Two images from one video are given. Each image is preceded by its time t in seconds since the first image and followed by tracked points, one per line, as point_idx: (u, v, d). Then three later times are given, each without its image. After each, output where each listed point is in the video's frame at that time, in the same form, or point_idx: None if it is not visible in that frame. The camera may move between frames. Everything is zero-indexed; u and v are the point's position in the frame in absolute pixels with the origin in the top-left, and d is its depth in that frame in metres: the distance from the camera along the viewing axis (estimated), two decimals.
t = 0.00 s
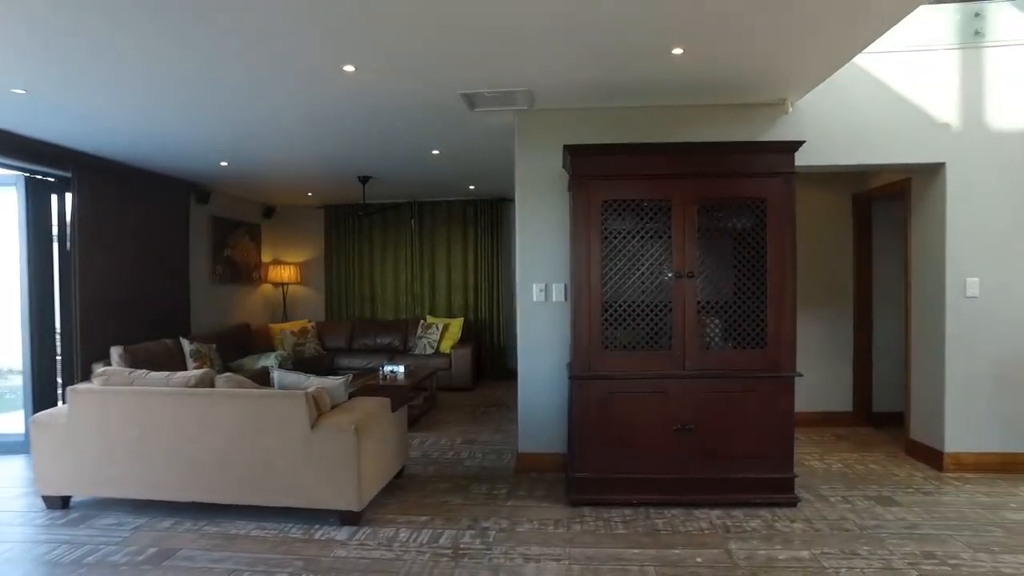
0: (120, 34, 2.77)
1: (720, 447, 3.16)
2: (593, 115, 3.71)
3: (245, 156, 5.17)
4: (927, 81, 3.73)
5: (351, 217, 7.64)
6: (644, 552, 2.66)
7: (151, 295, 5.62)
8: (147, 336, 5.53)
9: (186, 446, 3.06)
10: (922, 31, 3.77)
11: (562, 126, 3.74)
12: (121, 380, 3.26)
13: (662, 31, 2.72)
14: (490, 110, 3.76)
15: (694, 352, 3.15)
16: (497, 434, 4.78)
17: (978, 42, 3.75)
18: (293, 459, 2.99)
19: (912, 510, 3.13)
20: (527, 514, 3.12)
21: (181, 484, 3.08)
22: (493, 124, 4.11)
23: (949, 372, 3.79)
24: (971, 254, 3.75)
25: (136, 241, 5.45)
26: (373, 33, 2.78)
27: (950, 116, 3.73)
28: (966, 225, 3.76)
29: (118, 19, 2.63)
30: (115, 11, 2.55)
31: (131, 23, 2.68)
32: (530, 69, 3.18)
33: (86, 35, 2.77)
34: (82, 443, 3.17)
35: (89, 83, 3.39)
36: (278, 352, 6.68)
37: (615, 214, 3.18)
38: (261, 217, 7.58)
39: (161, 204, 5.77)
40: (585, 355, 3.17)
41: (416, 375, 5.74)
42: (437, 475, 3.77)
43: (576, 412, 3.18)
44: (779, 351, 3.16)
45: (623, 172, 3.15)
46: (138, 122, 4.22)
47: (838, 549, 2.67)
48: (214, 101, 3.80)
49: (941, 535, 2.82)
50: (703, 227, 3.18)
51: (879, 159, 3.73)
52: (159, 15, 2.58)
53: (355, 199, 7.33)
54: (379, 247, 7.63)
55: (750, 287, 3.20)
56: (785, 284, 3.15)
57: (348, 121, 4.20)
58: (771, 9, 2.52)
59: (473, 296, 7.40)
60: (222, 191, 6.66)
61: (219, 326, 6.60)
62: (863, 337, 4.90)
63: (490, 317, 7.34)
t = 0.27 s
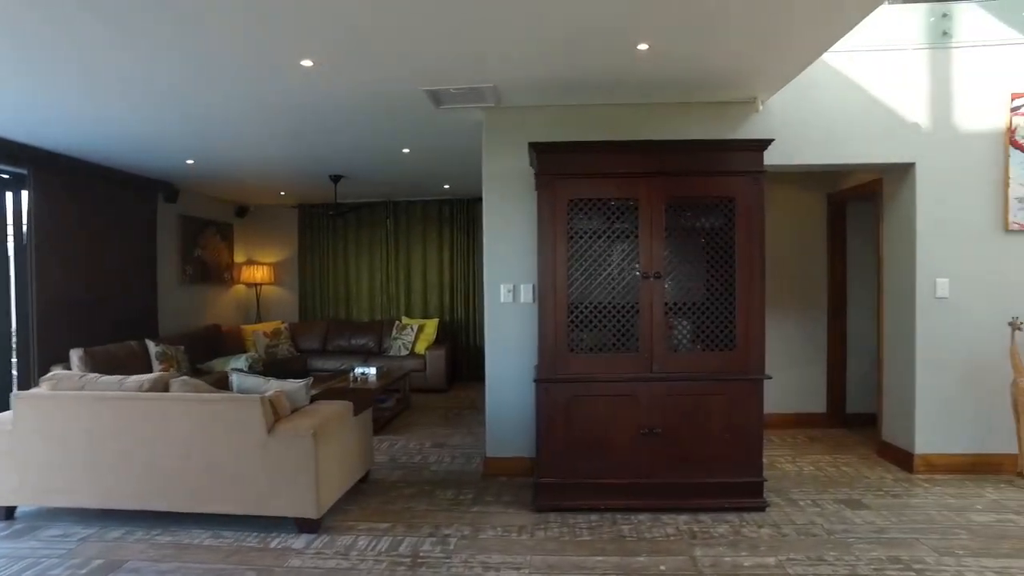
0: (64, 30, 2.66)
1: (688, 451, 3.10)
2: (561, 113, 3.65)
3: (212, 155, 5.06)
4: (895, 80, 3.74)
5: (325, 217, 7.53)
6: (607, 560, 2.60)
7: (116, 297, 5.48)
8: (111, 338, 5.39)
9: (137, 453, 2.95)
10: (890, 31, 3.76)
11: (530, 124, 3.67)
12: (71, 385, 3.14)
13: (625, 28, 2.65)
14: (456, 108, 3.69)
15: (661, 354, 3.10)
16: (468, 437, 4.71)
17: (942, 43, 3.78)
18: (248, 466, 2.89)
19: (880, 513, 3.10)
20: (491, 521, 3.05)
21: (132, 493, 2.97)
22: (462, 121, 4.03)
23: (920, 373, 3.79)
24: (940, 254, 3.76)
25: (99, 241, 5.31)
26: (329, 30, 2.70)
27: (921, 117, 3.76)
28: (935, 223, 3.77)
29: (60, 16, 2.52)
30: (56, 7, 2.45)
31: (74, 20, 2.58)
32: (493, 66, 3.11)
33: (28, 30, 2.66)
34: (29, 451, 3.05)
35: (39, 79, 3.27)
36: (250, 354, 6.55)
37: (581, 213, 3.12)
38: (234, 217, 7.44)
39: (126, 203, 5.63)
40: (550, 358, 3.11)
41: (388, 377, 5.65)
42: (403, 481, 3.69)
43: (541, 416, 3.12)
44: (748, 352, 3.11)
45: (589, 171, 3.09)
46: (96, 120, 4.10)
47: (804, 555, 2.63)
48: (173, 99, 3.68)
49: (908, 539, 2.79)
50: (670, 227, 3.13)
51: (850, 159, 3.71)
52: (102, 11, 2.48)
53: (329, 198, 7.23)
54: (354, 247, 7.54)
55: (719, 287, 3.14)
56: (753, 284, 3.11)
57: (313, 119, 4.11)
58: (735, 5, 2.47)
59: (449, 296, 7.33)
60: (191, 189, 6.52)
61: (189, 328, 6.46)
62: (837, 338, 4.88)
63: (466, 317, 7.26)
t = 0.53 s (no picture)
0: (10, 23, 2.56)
1: (658, 455, 3.05)
2: (532, 110, 3.59)
3: (180, 152, 4.95)
4: (869, 79, 3.73)
5: (301, 216, 7.43)
6: (572, 567, 2.53)
7: (82, 297, 5.34)
8: (76, 339, 5.26)
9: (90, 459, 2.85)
10: (863, 30, 3.74)
11: (501, 121, 3.61)
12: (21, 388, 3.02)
13: (591, 22, 2.59)
14: (425, 104, 3.61)
15: (631, 356, 3.04)
16: (441, 440, 4.63)
17: (914, 43, 3.76)
18: (204, 472, 2.79)
19: (852, 516, 3.06)
20: (456, 527, 2.98)
21: (84, 500, 2.86)
22: (433, 118, 3.97)
23: (893, 374, 3.77)
24: (914, 253, 3.75)
25: (64, 240, 5.17)
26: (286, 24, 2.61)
27: (895, 116, 3.74)
28: (908, 223, 3.75)
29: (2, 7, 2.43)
30: None
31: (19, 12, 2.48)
32: (460, 61, 3.04)
33: None
34: None
35: None
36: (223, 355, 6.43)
37: (550, 212, 3.06)
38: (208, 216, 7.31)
39: (92, 201, 5.49)
40: (518, 360, 3.05)
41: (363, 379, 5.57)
42: (370, 485, 3.61)
43: (508, 419, 3.06)
44: (719, 353, 3.06)
45: (558, 169, 3.03)
46: (55, 116, 3.98)
47: (772, 561, 2.58)
48: (134, 94, 3.58)
49: (878, 543, 2.75)
50: (640, 226, 3.07)
51: (823, 158, 3.69)
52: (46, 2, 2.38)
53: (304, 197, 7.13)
54: (330, 246, 7.44)
55: (690, 288, 3.09)
56: (725, 284, 3.06)
57: (281, 115, 4.02)
58: None
59: (427, 296, 7.26)
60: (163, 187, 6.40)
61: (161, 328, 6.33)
62: (813, 339, 4.86)
63: (444, 318, 7.19)
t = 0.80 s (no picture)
0: None
1: (629, 458, 2.97)
2: (502, 105, 3.51)
3: (145, 149, 4.82)
4: (843, 77, 3.69)
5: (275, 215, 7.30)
6: None
7: (45, 297, 5.18)
8: (38, 341, 5.10)
9: (38, 467, 2.72)
10: (837, 27, 3.70)
11: (471, 117, 3.53)
12: None
13: (557, 15, 2.51)
14: (393, 98, 3.52)
15: (600, 357, 2.97)
16: (413, 443, 4.54)
17: (889, 40, 3.72)
18: (158, 478, 2.68)
19: (826, 520, 3.01)
20: (421, 534, 2.89)
21: (31, 509, 2.73)
22: (402, 114, 3.87)
23: (868, 374, 3.73)
24: (888, 252, 3.71)
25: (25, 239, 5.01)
26: (241, 21, 2.51)
27: (869, 114, 3.71)
28: (883, 221, 3.71)
29: None
30: None
31: None
32: (425, 56, 2.95)
33: None
34: None
35: None
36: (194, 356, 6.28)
37: (517, 209, 3.00)
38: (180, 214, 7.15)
39: (56, 200, 5.33)
40: (484, 361, 2.97)
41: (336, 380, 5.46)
42: (336, 490, 3.51)
43: (474, 422, 2.98)
44: (691, 353, 2.99)
45: (525, 165, 2.96)
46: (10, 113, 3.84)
47: (743, 567, 2.51)
48: (89, 91, 3.45)
49: (850, 547, 2.70)
50: (610, 224, 3.00)
51: (797, 156, 3.65)
52: None
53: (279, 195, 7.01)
54: (305, 245, 7.31)
55: (661, 287, 3.02)
56: (697, 282, 2.99)
57: (246, 111, 3.91)
58: None
59: (403, 296, 7.16)
60: (131, 185, 6.24)
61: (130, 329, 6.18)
62: (790, 339, 4.82)
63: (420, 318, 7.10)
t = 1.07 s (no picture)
0: None
1: (596, 466, 2.87)
2: (468, 99, 3.40)
3: (102, 143, 4.63)
4: (819, 73, 3.62)
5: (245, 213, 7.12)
6: None
7: None
8: None
9: None
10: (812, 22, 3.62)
11: (436, 112, 3.40)
12: None
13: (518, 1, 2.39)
14: (355, 90, 3.38)
15: (567, 360, 2.86)
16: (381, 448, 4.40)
17: (865, 36, 3.65)
18: (98, 491, 2.51)
19: (799, 528, 2.91)
20: (379, 546, 2.76)
21: None
22: (368, 107, 3.74)
23: (843, 376, 3.65)
24: (864, 251, 3.63)
25: None
26: None
27: (845, 111, 3.63)
28: (859, 220, 3.63)
29: None
30: None
31: None
32: (384, 45, 2.81)
33: None
34: None
35: None
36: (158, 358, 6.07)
37: (480, 206, 2.88)
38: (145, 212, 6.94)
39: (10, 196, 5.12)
40: (446, 364, 2.85)
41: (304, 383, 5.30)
42: (295, 499, 3.36)
43: (436, 428, 2.86)
44: (662, 356, 2.89)
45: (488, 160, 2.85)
46: None
47: None
48: (31, 79, 3.27)
49: (824, 558, 2.60)
50: (577, 222, 2.89)
51: (772, 153, 3.57)
52: None
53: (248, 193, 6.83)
54: (276, 244, 7.14)
55: (631, 287, 2.91)
56: (667, 282, 2.89)
57: (203, 104, 3.75)
58: None
59: (377, 296, 7.02)
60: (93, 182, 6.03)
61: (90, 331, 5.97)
62: (767, 340, 4.75)
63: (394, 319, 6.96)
